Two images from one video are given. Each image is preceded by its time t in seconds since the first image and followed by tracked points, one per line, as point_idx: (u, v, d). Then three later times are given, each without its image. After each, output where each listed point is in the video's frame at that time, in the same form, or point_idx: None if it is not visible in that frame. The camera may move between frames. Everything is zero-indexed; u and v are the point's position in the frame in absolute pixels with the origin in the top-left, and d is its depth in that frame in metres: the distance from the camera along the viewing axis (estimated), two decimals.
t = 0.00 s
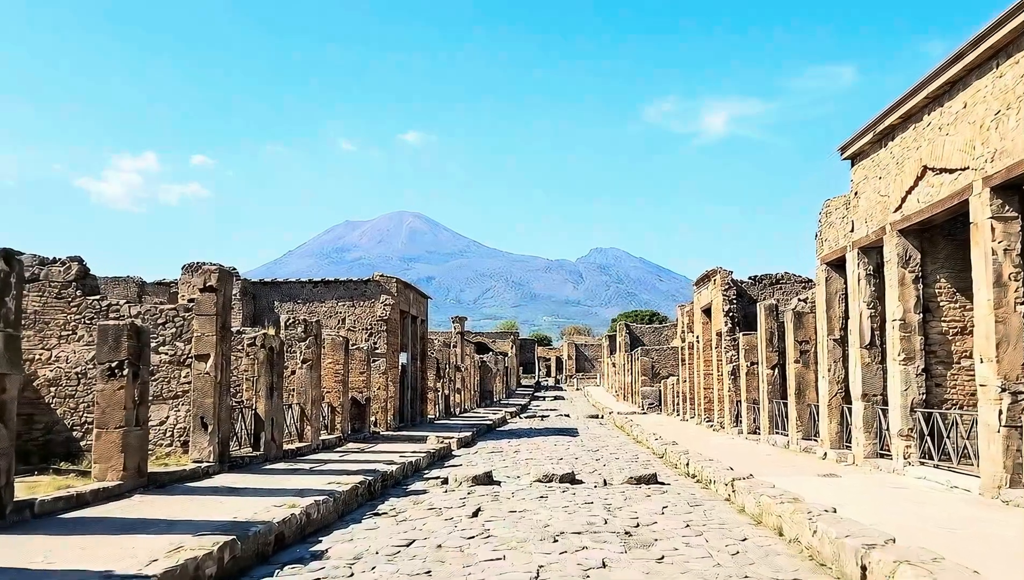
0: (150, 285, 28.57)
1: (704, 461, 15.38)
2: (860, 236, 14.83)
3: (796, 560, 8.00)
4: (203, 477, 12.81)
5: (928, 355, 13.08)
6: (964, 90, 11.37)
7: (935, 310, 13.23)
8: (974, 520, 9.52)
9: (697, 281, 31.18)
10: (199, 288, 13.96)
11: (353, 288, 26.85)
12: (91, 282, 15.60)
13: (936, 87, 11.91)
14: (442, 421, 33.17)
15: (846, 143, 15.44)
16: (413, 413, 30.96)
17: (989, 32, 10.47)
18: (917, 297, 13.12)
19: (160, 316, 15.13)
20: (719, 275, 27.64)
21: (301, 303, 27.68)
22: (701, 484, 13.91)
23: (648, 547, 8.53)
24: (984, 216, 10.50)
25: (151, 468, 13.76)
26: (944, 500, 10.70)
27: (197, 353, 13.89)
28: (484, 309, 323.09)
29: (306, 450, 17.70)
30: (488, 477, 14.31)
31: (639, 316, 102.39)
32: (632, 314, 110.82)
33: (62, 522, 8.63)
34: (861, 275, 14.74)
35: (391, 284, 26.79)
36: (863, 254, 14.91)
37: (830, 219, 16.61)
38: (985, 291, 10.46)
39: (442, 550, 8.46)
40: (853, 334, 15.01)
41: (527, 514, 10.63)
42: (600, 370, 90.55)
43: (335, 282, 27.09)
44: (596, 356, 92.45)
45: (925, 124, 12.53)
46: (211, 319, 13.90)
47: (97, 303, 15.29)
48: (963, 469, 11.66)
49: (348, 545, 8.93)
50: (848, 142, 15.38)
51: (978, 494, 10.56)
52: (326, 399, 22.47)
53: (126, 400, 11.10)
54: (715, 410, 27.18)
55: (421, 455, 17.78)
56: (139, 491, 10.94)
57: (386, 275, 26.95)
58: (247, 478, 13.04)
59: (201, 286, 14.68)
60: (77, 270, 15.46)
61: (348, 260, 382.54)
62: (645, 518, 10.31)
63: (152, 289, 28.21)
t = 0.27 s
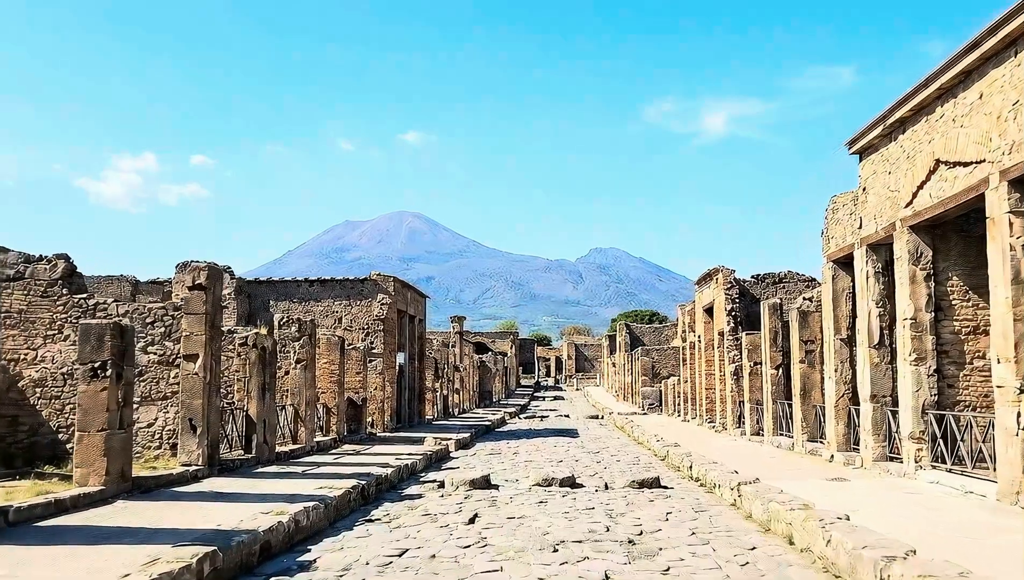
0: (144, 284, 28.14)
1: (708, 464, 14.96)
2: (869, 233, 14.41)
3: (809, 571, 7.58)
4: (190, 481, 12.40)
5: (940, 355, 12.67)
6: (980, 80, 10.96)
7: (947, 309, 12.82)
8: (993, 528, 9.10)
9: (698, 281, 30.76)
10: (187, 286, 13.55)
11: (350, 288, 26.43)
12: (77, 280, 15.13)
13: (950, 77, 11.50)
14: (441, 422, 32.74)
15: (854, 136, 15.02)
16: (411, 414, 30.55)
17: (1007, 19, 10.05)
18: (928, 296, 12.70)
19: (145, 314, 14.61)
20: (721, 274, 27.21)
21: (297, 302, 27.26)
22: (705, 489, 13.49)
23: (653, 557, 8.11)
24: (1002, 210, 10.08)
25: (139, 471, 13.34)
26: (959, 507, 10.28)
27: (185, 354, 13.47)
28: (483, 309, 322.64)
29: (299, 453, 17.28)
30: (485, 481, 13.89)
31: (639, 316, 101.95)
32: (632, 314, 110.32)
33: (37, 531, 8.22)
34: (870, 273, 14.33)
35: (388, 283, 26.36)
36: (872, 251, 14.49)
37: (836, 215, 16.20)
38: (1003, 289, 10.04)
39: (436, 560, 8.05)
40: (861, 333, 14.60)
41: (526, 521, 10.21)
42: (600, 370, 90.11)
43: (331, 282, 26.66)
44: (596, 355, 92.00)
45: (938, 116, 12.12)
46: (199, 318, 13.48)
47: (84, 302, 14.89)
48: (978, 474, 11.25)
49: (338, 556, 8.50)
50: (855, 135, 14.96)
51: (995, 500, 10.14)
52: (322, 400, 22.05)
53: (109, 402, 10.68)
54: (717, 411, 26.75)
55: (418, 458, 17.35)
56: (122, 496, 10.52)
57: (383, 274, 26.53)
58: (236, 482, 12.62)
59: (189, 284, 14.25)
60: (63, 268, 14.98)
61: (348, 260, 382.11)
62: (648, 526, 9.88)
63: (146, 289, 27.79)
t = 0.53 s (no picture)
0: (139, 283, 27.80)
1: (712, 465, 14.61)
2: (876, 229, 14.06)
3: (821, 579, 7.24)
4: (180, 483, 12.05)
5: (951, 354, 12.33)
6: (995, 69, 10.62)
7: (958, 306, 12.47)
8: (1011, 533, 8.76)
9: (700, 279, 30.42)
10: (177, 283, 13.20)
11: (347, 286, 26.10)
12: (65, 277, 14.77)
13: (964, 65, 11.17)
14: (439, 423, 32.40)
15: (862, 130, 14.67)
16: (409, 414, 30.21)
17: None
18: (939, 292, 12.36)
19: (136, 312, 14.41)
20: (723, 272, 26.87)
21: (294, 301, 26.92)
22: (710, 491, 13.14)
23: (659, 563, 7.76)
24: (1018, 203, 9.74)
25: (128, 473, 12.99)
26: (974, 510, 9.94)
27: (176, 352, 13.11)
28: (483, 309, 322.35)
29: (294, 454, 16.93)
30: (484, 483, 13.55)
31: (639, 316, 101.62)
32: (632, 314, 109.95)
33: (16, 536, 7.88)
34: (878, 269, 13.98)
35: (385, 282, 26.02)
36: (880, 248, 14.14)
37: (842, 211, 15.86)
38: (1019, 285, 9.70)
39: (432, 567, 7.70)
40: (869, 332, 14.25)
41: (525, 524, 9.86)
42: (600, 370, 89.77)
43: (328, 280, 26.33)
44: (596, 355, 91.65)
45: (951, 107, 11.78)
46: (190, 316, 13.14)
47: (73, 299, 14.51)
48: (992, 476, 10.91)
49: (330, 561, 8.15)
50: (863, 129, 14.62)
51: (1012, 503, 9.79)
52: (318, 400, 21.70)
53: (94, 402, 10.33)
54: (719, 411, 26.40)
55: (415, 459, 16.99)
56: (107, 499, 10.18)
57: (381, 272, 26.19)
58: (227, 484, 12.27)
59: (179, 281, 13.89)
60: (52, 265, 14.61)
61: (347, 260, 381.75)
62: (652, 530, 9.53)
63: (141, 287, 27.44)
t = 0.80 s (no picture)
0: (135, 282, 27.48)
1: (716, 467, 14.30)
2: (884, 225, 13.75)
3: None
4: (171, 485, 11.72)
5: (962, 353, 12.03)
6: (1010, 59, 10.31)
7: (969, 304, 12.17)
8: None
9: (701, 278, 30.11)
10: (169, 280, 12.86)
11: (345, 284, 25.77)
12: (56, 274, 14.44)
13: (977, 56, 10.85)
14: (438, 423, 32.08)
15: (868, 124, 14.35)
16: (408, 414, 29.90)
17: None
18: (950, 290, 12.05)
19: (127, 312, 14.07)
20: (725, 271, 26.55)
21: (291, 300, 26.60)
22: (714, 493, 12.82)
23: (665, 571, 7.45)
24: None
25: (118, 475, 12.67)
26: (988, 514, 9.62)
27: (168, 351, 12.76)
28: (483, 309, 322.06)
29: (290, 456, 16.61)
30: (483, 485, 13.23)
31: (639, 316, 101.32)
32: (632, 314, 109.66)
33: None
34: (886, 267, 13.67)
35: (385, 281, 25.62)
36: (888, 244, 13.83)
37: (849, 208, 15.55)
38: None
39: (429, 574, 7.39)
40: (876, 330, 13.93)
41: (525, 529, 9.55)
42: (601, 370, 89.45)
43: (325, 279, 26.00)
44: (596, 355, 91.32)
45: (963, 99, 11.46)
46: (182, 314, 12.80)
47: (63, 297, 14.18)
48: (1006, 479, 10.59)
49: (322, 568, 7.84)
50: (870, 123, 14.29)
51: None
52: (314, 400, 21.38)
53: (80, 403, 10.00)
54: (722, 412, 26.09)
55: (413, 460, 16.68)
56: (94, 503, 9.85)
57: (379, 271, 25.87)
58: (220, 486, 11.96)
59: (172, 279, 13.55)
60: (42, 262, 14.27)
61: (347, 260, 381.40)
62: (656, 535, 9.22)
63: (137, 286, 27.12)
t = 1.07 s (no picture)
0: (130, 281, 27.20)
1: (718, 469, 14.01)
2: (891, 223, 13.46)
3: None
4: (161, 488, 11.44)
5: (972, 353, 11.74)
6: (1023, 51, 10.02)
7: (979, 303, 11.89)
8: None
9: (702, 278, 29.82)
10: (161, 278, 12.54)
11: (343, 284, 25.47)
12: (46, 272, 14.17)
13: (989, 48, 10.56)
14: (437, 423, 31.79)
15: (874, 121, 14.05)
16: (406, 415, 29.61)
17: None
18: (960, 288, 11.76)
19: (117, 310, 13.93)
20: (727, 270, 26.26)
21: (288, 300, 26.31)
22: (717, 497, 12.53)
23: None
24: None
25: (107, 478, 12.38)
26: (1002, 519, 9.34)
27: (158, 351, 12.44)
28: (482, 309, 321.80)
29: (285, 458, 16.33)
30: (481, 488, 12.94)
31: (638, 316, 101.02)
32: (631, 314, 109.31)
33: None
34: (892, 265, 13.40)
35: (382, 280, 25.26)
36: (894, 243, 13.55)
37: (854, 205, 15.26)
38: None
39: None
40: (883, 330, 13.65)
41: (524, 534, 9.26)
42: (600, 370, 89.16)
43: (322, 278, 25.71)
44: (596, 355, 91.03)
45: (974, 93, 11.16)
46: (173, 313, 12.50)
47: (52, 296, 13.90)
48: (1018, 483, 10.31)
49: (313, 577, 7.55)
50: (876, 120, 13.99)
51: None
52: (311, 401, 21.10)
53: (67, 404, 9.71)
54: (723, 412, 25.78)
55: (410, 462, 16.38)
56: (78, 508, 9.56)
57: (377, 270, 25.58)
58: (212, 489, 11.67)
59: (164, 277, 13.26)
60: (31, 260, 13.99)
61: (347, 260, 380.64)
62: (660, 541, 8.92)
63: (132, 285, 26.83)
